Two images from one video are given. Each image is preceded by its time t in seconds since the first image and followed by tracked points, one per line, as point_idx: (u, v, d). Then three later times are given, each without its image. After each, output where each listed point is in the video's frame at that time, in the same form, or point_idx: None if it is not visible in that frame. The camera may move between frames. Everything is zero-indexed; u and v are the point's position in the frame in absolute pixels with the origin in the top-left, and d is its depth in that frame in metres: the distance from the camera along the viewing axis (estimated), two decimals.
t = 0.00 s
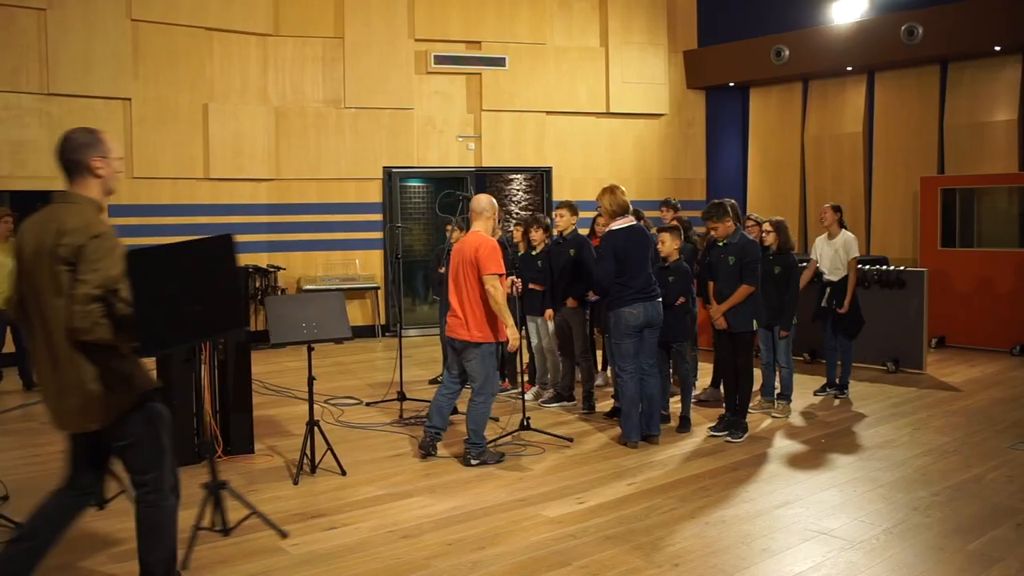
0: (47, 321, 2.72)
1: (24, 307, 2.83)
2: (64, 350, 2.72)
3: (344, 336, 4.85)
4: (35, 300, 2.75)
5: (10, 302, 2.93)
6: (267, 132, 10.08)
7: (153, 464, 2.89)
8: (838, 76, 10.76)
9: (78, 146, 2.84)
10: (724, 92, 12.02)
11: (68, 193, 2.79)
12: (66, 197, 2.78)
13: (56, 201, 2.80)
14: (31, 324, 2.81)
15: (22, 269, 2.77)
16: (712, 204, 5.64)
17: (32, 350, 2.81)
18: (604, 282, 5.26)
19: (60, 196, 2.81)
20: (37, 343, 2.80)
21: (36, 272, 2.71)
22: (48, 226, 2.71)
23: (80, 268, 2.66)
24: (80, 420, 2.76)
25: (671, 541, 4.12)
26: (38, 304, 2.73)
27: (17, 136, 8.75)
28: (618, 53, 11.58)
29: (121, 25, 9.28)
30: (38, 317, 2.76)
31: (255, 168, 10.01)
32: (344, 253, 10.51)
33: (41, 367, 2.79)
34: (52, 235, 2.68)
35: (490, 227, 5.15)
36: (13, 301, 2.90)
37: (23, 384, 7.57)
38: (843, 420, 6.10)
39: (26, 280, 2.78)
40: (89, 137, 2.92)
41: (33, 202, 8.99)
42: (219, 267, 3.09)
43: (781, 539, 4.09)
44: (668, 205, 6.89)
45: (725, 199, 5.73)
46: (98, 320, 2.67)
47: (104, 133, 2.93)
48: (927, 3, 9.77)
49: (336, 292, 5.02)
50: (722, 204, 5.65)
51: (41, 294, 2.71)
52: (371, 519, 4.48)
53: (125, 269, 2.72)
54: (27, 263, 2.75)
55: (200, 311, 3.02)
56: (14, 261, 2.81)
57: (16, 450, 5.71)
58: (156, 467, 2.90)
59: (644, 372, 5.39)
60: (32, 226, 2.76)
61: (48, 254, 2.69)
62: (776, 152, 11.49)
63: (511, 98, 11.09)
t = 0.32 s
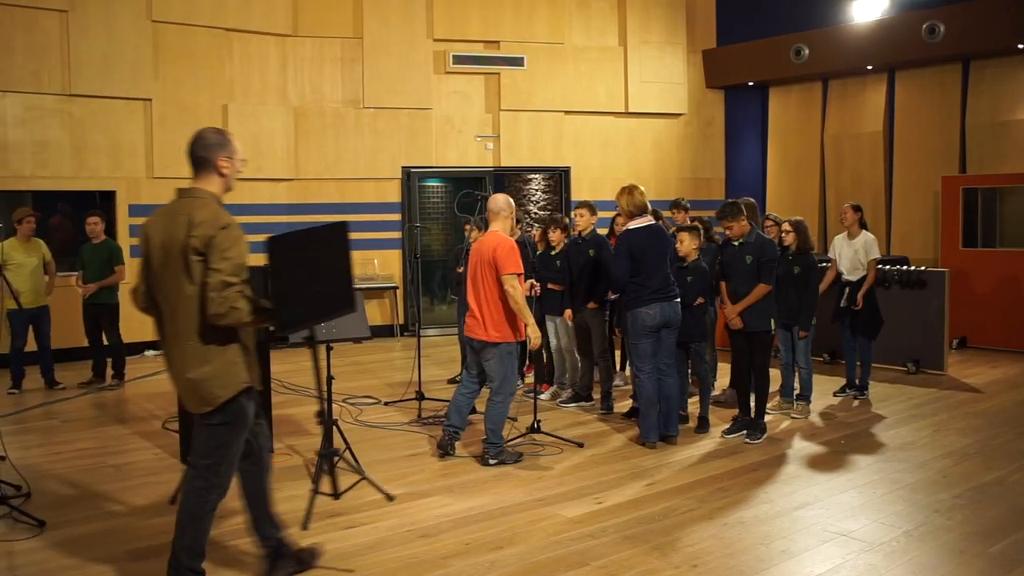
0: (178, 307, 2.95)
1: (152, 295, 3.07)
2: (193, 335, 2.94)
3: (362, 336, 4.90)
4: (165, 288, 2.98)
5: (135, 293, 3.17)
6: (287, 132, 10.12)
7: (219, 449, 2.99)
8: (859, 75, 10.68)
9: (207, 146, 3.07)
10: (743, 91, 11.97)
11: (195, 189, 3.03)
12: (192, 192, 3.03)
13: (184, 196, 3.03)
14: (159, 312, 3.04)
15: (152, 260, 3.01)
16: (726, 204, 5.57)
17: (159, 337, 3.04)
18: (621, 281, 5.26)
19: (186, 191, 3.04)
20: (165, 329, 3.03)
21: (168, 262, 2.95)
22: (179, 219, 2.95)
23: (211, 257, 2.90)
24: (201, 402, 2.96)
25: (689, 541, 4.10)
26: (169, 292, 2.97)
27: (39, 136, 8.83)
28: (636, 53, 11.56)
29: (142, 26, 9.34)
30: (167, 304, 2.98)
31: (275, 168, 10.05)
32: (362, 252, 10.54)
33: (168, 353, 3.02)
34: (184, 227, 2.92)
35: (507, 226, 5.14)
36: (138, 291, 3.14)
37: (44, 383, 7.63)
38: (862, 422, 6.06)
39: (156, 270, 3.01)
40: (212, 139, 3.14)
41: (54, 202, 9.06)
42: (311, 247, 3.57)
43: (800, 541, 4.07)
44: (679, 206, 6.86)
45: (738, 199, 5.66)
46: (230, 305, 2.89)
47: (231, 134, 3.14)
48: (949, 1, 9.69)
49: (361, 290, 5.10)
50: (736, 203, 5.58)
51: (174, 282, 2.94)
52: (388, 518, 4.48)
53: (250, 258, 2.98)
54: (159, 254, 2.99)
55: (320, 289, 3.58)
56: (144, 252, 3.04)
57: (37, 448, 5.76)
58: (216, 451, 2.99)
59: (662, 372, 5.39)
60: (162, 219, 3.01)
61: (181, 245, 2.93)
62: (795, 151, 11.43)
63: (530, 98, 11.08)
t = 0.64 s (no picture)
0: (294, 301, 3.20)
1: (268, 290, 3.34)
2: (307, 326, 3.20)
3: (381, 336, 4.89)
4: (282, 282, 3.25)
5: (249, 288, 3.45)
6: (305, 132, 10.15)
7: (363, 434, 3.29)
8: (879, 74, 10.60)
9: (319, 155, 3.35)
10: (762, 90, 11.92)
11: (306, 192, 3.31)
12: (303, 196, 3.30)
13: (296, 199, 3.30)
14: (274, 305, 3.30)
15: (269, 258, 3.29)
16: (737, 206, 5.54)
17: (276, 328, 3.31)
18: (633, 281, 5.26)
19: (299, 195, 3.32)
20: (281, 322, 3.28)
21: (285, 259, 3.22)
22: (295, 219, 3.22)
23: (324, 254, 3.16)
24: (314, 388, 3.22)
25: (706, 542, 4.09)
26: (286, 286, 3.23)
27: (59, 137, 8.90)
28: (654, 53, 11.53)
29: (161, 27, 9.39)
30: (283, 298, 3.25)
31: (293, 168, 10.09)
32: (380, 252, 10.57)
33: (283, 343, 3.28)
34: (300, 226, 3.18)
35: (525, 226, 5.14)
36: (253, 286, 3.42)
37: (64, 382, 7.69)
38: (882, 423, 6.02)
39: (272, 267, 3.29)
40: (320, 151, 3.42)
41: (74, 202, 9.13)
42: (414, 245, 3.69)
43: (818, 542, 4.05)
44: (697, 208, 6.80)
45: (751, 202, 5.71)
46: (340, 297, 3.14)
47: (341, 145, 3.41)
48: None
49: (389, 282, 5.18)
50: (747, 205, 5.54)
51: (290, 277, 3.21)
52: (406, 518, 4.49)
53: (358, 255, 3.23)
54: (275, 253, 3.26)
55: (420, 287, 3.70)
56: (260, 251, 3.32)
57: (58, 446, 5.81)
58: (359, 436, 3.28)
59: (678, 372, 5.35)
60: (277, 220, 3.29)
61: (296, 243, 3.19)
62: (814, 151, 11.37)
63: (547, 97, 11.07)
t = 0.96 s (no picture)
0: (392, 290, 3.46)
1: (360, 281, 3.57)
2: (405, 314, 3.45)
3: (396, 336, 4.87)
4: (379, 272, 3.50)
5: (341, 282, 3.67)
6: (323, 133, 10.18)
7: (461, 409, 3.59)
8: (898, 73, 10.52)
9: (411, 156, 3.62)
10: (780, 90, 11.86)
11: (398, 190, 3.57)
12: (396, 193, 3.56)
13: (389, 197, 3.57)
14: (368, 296, 3.54)
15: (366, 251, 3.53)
16: (755, 203, 5.52)
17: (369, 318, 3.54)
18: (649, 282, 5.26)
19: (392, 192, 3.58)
20: (376, 311, 3.52)
21: (385, 252, 3.47)
22: (393, 214, 3.49)
23: (422, 248, 3.41)
24: (409, 371, 3.47)
25: (723, 543, 4.07)
26: (384, 276, 3.48)
27: (80, 137, 8.98)
28: (672, 53, 11.50)
29: (180, 28, 9.45)
30: (379, 288, 3.50)
31: (311, 168, 10.13)
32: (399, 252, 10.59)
33: (378, 331, 3.51)
34: (398, 222, 3.45)
35: (539, 226, 5.11)
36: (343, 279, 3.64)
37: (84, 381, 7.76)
38: (901, 424, 5.97)
39: (368, 259, 3.52)
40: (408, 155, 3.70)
41: (93, 203, 9.20)
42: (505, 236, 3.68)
43: (836, 544, 4.02)
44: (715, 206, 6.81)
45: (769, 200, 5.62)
46: (438, 288, 3.40)
47: (431, 147, 3.68)
48: None
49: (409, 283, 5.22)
50: (766, 202, 5.52)
51: (390, 268, 3.45)
52: (423, 518, 4.50)
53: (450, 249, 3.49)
54: (372, 246, 3.51)
55: (508, 277, 3.66)
56: (356, 245, 3.57)
57: (79, 444, 5.85)
58: (461, 416, 3.59)
59: (697, 373, 5.35)
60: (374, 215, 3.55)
61: (395, 237, 3.45)
62: (832, 150, 11.31)
63: (565, 97, 11.07)
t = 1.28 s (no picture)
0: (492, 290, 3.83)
1: (458, 279, 3.92)
2: (504, 311, 3.83)
3: (421, 335, 4.92)
4: (479, 272, 3.86)
5: (433, 277, 3.99)
6: (343, 133, 10.21)
7: (541, 405, 3.99)
8: (921, 71, 10.42)
9: (505, 163, 4.01)
10: (802, 89, 11.79)
11: (492, 197, 3.95)
12: (491, 199, 3.93)
13: (487, 201, 3.94)
14: (465, 292, 3.89)
15: (465, 252, 3.88)
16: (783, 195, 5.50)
17: (467, 313, 3.88)
18: (678, 281, 5.21)
19: (490, 198, 3.96)
20: (473, 307, 3.87)
21: (487, 254, 3.83)
22: (493, 220, 3.86)
23: (522, 252, 3.79)
24: (504, 363, 3.85)
25: (745, 544, 4.05)
26: (485, 276, 3.85)
27: (103, 138, 9.06)
28: (692, 52, 11.46)
29: (203, 29, 9.51)
30: (479, 286, 3.86)
31: (332, 168, 10.16)
32: (419, 252, 10.60)
33: (476, 325, 3.87)
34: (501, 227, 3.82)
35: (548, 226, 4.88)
36: (438, 276, 3.97)
37: (106, 379, 7.82)
38: (924, 426, 5.92)
39: (467, 259, 3.88)
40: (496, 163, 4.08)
41: (115, 203, 9.28)
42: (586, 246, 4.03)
43: (859, 546, 4.00)
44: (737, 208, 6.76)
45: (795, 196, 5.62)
46: (536, 290, 3.77)
47: (523, 157, 4.07)
48: None
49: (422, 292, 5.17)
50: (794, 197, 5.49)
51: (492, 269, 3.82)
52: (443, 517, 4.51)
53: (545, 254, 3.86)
54: (472, 248, 3.87)
55: (588, 284, 3.99)
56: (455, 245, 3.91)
57: (102, 442, 5.90)
58: (542, 408, 4.00)
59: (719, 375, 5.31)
60: (472, 219, 3.91)
61: (498, 242, 3.82)
62: (854, 150, 11.23)
63: (585, 97, 11.05)
